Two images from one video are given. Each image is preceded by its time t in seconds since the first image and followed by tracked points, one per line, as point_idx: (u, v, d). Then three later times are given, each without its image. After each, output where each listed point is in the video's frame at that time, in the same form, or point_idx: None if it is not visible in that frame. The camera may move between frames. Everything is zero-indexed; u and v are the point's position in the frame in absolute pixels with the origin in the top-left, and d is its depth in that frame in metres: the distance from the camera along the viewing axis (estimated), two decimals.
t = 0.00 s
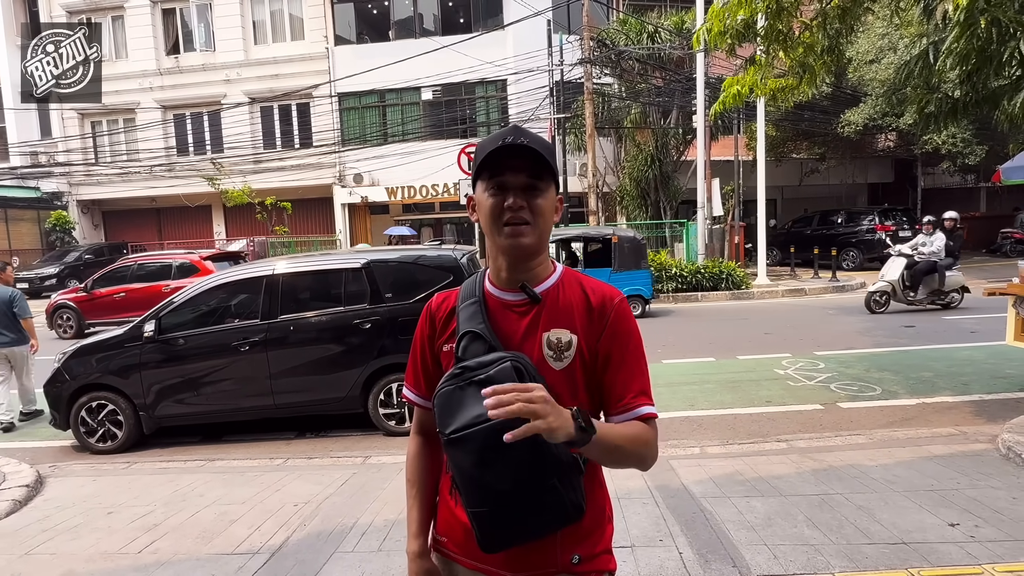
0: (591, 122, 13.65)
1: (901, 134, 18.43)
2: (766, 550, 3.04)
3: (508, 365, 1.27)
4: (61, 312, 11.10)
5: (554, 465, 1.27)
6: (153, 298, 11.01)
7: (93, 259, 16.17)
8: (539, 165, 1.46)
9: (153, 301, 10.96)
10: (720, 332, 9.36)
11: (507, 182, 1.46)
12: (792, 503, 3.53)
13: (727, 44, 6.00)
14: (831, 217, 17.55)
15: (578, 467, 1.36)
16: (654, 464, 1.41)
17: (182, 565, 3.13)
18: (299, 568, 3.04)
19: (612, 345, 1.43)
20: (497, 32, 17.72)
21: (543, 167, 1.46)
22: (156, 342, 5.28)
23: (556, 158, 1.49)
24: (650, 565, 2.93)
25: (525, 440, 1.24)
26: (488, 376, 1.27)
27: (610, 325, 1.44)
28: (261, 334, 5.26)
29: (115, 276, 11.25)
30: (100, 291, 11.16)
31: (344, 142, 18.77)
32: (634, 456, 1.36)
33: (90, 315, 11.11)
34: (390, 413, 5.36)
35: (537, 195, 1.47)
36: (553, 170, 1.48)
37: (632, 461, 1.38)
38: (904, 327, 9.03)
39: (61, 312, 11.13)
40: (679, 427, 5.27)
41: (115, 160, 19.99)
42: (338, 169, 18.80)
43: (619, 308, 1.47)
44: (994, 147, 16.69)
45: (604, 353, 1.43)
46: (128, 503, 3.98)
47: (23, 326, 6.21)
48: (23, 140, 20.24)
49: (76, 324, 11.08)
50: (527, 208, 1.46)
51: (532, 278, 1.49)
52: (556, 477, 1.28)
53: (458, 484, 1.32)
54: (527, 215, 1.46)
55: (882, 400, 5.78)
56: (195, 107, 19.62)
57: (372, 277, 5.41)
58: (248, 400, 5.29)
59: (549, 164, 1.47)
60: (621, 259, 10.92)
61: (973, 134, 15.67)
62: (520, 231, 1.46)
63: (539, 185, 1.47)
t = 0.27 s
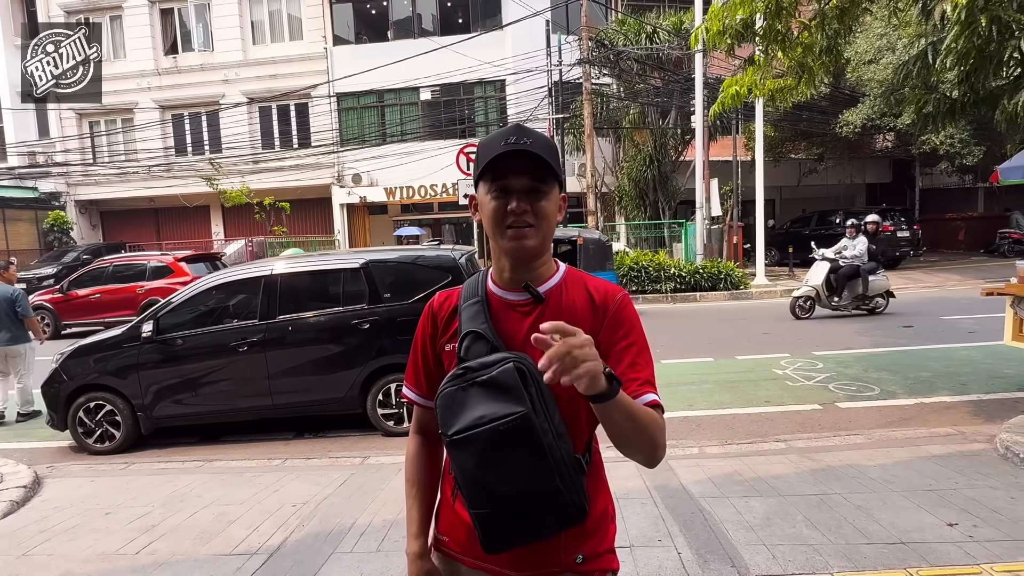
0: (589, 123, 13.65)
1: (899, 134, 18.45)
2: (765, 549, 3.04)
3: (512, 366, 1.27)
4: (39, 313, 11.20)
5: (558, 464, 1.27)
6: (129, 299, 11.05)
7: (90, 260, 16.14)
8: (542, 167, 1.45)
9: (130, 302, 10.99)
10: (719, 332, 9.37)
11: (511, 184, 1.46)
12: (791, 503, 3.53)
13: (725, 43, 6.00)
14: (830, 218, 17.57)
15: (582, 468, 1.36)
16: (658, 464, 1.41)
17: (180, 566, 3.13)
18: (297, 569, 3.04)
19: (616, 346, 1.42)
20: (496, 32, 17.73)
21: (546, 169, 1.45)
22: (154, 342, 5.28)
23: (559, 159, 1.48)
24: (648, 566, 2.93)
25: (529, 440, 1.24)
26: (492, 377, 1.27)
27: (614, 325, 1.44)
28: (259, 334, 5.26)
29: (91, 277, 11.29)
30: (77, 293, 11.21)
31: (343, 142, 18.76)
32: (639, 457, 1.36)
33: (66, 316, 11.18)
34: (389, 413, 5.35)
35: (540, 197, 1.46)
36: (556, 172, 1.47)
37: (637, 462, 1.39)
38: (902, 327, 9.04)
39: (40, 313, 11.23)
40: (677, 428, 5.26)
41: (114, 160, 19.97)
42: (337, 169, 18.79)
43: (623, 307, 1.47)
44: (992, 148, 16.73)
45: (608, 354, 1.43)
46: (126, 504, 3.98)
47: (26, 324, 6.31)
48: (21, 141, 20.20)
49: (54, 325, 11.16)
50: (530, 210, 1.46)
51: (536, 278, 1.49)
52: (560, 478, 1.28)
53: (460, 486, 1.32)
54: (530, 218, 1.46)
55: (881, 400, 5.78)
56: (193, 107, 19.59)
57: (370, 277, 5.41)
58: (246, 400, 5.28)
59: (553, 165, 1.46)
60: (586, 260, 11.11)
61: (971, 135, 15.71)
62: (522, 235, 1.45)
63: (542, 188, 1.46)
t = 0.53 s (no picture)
0: (587, 124, 13.65)
1: (896, 135, 18.48)
2: (763, 550, 3.03)
3: (513, 370, 1.27)
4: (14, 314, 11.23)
5: (559, 471, 1.27)
6: (106, 301, 11.15)
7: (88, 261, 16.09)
8: (545, 169, 1.44)
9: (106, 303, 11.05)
10: (717, 332, 9.37)
11: (513, 186, 1.46)
12: (789, 503, 3.53)
13: (724, 43, 6.02)
14: (828, 218, 17.58)
15: (584, 472, 1.35)
16: (658, 472, 1.41)
17: (178, 567, 3.12)
18: (295, 570, 3.03)
19: (619, 350, 1.42)
20: (494, 33, 17.74)
21: (550, 170, 1.44)
22: (151, 343, 5.26)
23: (562, 160, 1.47)
24: (646, 566, 2.92)
25: (531, 445, 1.23)
26: (494, 381, 1.26)
27: (618, 328, 1.43)
28: (257, 335, 5.25)
29: (68, 279, 11.34)
30: (54, 294, 11.26)
31: (341, 143, 18.75)
32: (640, 467, 1.36)
33: (43, 318, 11.23)
34: (387, 414, 5.35)
35: (543, 199, 1.46)
36: (560, 174, 1.46)
37: (638, 471, 1.38)
38: (900, 327, 9.05)
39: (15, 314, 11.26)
40: (676, 428, 5.26)
41: (111, 160, 19.94)
42: (335, 170, 18.77)
43: (627, 310, 1.46)
44: (989, 148, 16.76)
45: (611, 358, 1.42)
46: (123, 505, 3.96)
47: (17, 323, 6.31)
48: (18, 141, 20.14)
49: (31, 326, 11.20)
50: (532, 213, 1.45)
51: (539, 280, 1.48)
52: (562, 483, 1.28)
53: (461, 488, 1.31)
54: (533, 221, 1.45)
55: (879, 400, 5.78)
56: (191, 108, 19.56)
57: (368, 278, 5.40)
58: (244, 401, 5.27)
59: (556, 167, 1.46)
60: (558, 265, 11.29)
61: (969, 136, 15.75)
62: (524, 237, 1.45)
63: (545, 189, 1.46)
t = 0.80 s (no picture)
0: (585, 125, 13.67)
1: (893, 136, 18.53)
2: (761, 551, 3.03)
3: (515, 372, 1.27)
4: None
5: (561, 472, 1.26)
6: (84, 303, 11.14)
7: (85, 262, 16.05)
8: (549, 171, 1.44)
9: (84, 306, 11.06)
10: (714, 333, 9.38)
11: (516, 188, 1.46)
12: (787, 505, 3.53)
13: (721, 45, 6.04)
14: (825, 219, 17.62)
15: (585, 475, 1.35)
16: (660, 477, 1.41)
17: (174, 570, 3.11)
18: (292, 572, 3.02)
19: (621, 353, 1.42)
20: (492, 34, 17.75)
21: (553, 173, 1.44)
22: (148, 345, 5.25)
23: (565, 162, 1.47)
24: (644, 568, 2.92)
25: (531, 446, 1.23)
26: (494, 383, 1.26)
27: (620, 332, 1.43)
28: (254, 336, 5.24)
29: (46, 281, 11.32)
30: (32, 296, 11.23)
31: (339, 144, 18.74)
32: (641, 471, 1.36)
33: (20, 319, 11.18)
34: (384, 416, 5.34)
35: (545, 202, 1.46)
36: (563, 177, 1.46)
37: (638, 475, 1.38)
38: (897, 328, 9.07)
39: None
40: (673, 429, 5.26)
41: (108, 162, 19.91)
42: (333, 171, 18.77)
43: (629, 313, 1.46)
44: (985, 150, 16.82)
45: (612, 362, 1.42)
46: (120, 508, 3.95)
47: None
48: (14, 142, 20.10)
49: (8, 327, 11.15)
50: (535, 215, 1.45)
51: (541, 282, 1.49)
52: (562, 487, 1.27)
53: (462, 490, 1.31)
54: (535, 222, 1.45)
55: (876, 401, 5.79)
56: (188, 109, 19.54)
57: (366, 279, 5.39)
58: (241, 402, 5.26)
59: (560, 170, 1.45)
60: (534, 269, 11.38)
61: (965, 138, 15.80)
62: (528, 238, 1.45)
63: (548, 192, 1.46)
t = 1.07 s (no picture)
0: (582, 127, 13.68)
1: (889, 139, 18.57)
2: (759, 554, 3.03)
3: (514, 371, 1.26)
4: None
5: (559, 471, 1.26)
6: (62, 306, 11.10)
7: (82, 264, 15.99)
8: (548, 172, 1.44)
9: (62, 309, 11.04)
10: (712, 335, 9.39)
11: (515, 188, 1.45)
12: (785, 507, 3.53)
13: (718, 47, 6.05)
14: (822, 221, 17.66)
15: (583, 477, 1.34)
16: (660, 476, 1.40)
17: (170, 573, 3.09)
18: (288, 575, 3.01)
19: (620, 354, 1.41)
20: (490, 37, 17.77)
21: (552, 173, 1.44)
22: (144, 347, 5.23)
23: (564, 164, 1.47)
24: (642, 570, 2.92)
25: (528, 446, 1.23)
26: (492, 382, 1.26)
27: (619, 332, 1.43)
28: (251, 338, 5.22)
29: (27, 283, 11.31)
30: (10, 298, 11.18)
31: (336, 146, 18.71)
32: (640, 469, 1.35)
33: None
34: (382, 418, 5.33)
35: (544, 203, 1.45)
36: (562, 178, 1.46)
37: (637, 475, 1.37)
38: (894, 330, 9.09)
39: None
40: (671, 431, 5.26)
41: (105, 163, 19.87)
42: (330, 173, 18.75)
43: (628, 315, 1.46)
44: (981, 152, 16.88)
45: (611, 362, 1.42)
46: (115, 511, 3.93)
47: None
48: (10, 144, 20.03)
49: None
50: (534, 215, 1.45)
51: (541, 283, 1.48)
52: (561, 487, 1.27)
53: (459, 492, 1.31)
54: (534, 222, 1.45)
55: (874, 403, 5.80)
56: (185, 111, 19.53)
57: (364, 281, 5.38)
58: (237, 405, 5.25)
59: (559, 171, 1.45)
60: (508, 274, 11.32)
61: (961, 140, 15.87)
62: (527, 238, 1.44)
63: (546, 193, 1.45)
